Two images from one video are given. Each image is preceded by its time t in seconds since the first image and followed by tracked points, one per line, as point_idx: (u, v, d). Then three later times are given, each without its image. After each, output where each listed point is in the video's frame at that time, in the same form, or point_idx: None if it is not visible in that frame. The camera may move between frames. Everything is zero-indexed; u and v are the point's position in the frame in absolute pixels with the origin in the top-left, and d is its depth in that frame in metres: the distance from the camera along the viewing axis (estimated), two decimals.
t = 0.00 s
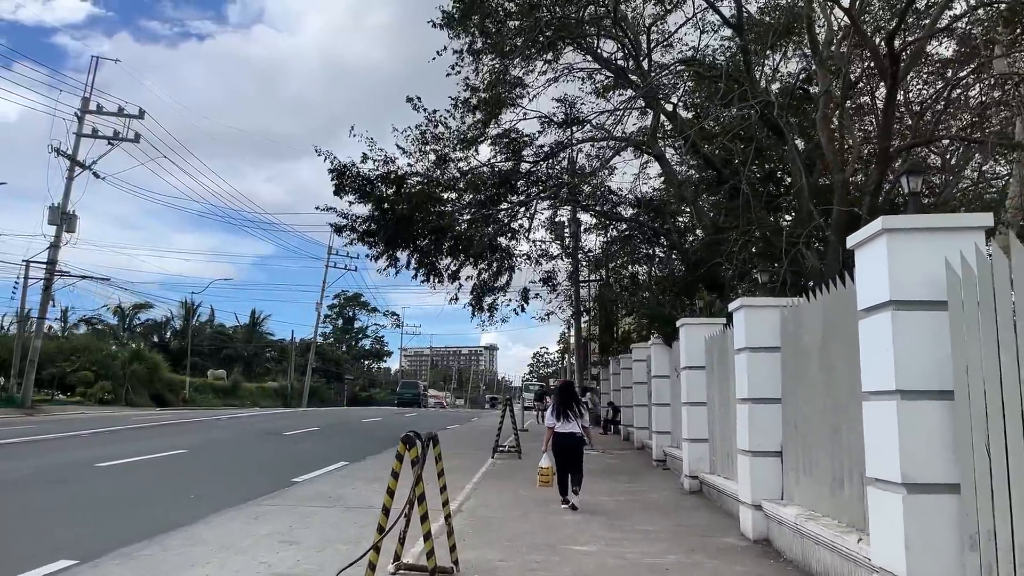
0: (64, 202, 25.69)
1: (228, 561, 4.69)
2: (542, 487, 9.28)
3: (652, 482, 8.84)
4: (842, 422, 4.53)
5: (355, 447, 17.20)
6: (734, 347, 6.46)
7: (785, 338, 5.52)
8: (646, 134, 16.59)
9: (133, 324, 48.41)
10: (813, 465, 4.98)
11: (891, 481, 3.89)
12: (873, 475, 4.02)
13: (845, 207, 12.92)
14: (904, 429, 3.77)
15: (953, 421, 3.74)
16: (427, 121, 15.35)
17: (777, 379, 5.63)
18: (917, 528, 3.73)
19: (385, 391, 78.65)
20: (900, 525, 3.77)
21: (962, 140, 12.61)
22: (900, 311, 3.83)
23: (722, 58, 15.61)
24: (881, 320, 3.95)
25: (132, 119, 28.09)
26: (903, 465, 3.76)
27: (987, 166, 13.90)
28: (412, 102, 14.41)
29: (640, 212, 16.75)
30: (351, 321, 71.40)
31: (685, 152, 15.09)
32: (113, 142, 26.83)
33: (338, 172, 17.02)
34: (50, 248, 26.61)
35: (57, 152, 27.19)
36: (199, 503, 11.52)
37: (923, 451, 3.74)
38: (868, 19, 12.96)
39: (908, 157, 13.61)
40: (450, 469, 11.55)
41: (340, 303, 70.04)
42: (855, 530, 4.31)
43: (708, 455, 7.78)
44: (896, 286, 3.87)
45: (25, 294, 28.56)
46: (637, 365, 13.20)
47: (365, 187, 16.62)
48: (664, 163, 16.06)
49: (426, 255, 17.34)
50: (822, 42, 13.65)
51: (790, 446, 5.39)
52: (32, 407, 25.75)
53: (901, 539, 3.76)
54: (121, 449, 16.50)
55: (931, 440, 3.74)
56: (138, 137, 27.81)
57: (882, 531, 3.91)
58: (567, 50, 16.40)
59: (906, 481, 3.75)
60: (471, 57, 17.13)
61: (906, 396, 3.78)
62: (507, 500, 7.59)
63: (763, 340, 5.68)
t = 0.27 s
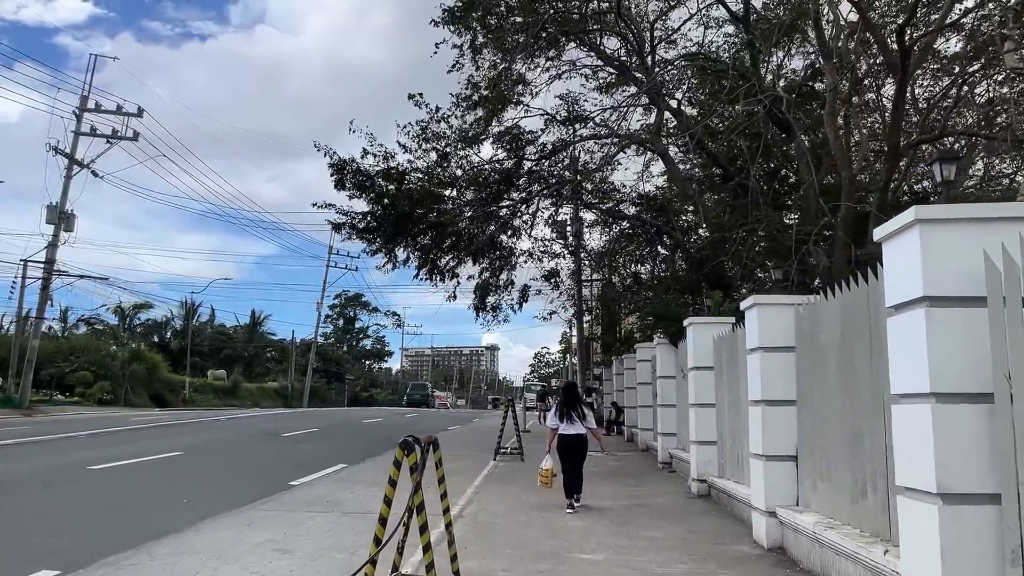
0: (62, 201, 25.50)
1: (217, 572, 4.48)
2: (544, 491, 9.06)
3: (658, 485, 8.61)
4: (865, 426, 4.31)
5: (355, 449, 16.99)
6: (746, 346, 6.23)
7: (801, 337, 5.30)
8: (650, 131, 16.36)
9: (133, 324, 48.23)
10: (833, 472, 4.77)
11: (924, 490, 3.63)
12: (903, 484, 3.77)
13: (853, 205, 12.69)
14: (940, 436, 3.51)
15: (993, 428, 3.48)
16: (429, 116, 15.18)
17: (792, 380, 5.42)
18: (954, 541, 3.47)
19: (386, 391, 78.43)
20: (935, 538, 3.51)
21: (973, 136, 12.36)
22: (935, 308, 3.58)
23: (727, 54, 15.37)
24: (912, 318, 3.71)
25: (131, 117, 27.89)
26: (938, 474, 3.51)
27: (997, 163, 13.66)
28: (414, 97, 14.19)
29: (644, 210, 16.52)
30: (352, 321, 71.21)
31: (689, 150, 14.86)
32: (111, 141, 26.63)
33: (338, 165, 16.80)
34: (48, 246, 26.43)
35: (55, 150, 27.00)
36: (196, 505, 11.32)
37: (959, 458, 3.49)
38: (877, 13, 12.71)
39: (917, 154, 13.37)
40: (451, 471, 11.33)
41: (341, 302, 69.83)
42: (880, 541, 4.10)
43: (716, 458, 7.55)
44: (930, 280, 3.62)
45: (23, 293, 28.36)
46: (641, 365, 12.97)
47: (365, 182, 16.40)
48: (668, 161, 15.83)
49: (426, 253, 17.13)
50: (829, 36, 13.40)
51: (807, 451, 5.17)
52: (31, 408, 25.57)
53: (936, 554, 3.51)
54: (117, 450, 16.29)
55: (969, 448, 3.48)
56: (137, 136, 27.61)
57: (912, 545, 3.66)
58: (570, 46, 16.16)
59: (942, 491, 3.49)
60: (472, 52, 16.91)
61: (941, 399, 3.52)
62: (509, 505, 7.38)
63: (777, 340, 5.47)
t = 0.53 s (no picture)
0: (60, 199, 25.31)
1: None
2: (544, 493, 8.85)
3: (660, 487, 8.40)
4: (886, 428, 4.10)
5: (353, 449, 16.78)
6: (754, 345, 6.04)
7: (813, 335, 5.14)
8: (652, 128, 16.17)
9: (133, 324, 48.06)
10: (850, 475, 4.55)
11: (952, 496, 3.33)
12: (929, 490, 3.47)
13: (859, 201, 12.46)
14: (970, 439, 3.19)
15: None
16: (427, 112, 15.01)
17: (804, 378, 5.25)
18: (985, 552, 3.17)
19: (387, 391, 78.21)
20: (964, 550, 3.21)
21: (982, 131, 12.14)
22: (965, 302, 3.27)
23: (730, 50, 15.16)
24: (941, 312, 3.40)
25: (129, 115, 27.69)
26: (968, 480, 3.20)
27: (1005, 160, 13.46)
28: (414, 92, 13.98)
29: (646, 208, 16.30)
30: (353, 321, 71.05)
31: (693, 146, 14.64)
32: (109, 139, 26.45)
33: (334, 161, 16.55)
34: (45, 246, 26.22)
35: (52, 149, 26.79)
36: (188, 506, 11.08)
37: (991, 463, 3.17)
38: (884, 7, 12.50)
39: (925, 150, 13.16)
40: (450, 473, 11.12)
41: (342, 302, 69.67)
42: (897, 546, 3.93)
43: (721, 460, 7.34)
44: (961, 271, 3.30)
45: (21, 292, 28.16)
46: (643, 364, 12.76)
47: (361, 177, 16.16)
48: (671, 158, 15.63)
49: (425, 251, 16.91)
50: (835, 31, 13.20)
51: (822, 454, 4.96)
52: (27, 408, 25.36)
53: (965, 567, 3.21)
54: (112, 451, 16.07)
55: (1002, 450, 3.16)
56: (135, 134, 27.42)
57: (940, 556, 3.36)
58: (571, 42, 15.96)
59: (972, 497, 3.18)
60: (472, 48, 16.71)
61: (972, 398, 3.21)
62: (508, 507, 7.16)
63: (786, 337, 5.31)
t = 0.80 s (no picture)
0: (57, 198, 25.11)
1: None
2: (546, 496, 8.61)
3: (665, 490, 8.16)
4: (911, 427, 3.89)
5: (352, 451, 16.56)
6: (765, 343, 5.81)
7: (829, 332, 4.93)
8: (655, 124, 15.92)
9: (133, 324, 47.85)
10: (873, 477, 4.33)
11: (990, 506, 3.09)
12: (964, 498, 3.23)
13: (866, 198, 12.23)
14: (1012, 444, 2.96)
15: None
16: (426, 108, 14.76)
17: (819, 378, 5.05)
18: None
19: (387, 391, 77.98)
20: (1005, 564, 2.97)
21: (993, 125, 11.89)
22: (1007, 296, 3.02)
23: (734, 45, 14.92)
24: (980, 306, 3.15)
25: (127, 114, 27.47)
26: (1009, 488, 2.96)
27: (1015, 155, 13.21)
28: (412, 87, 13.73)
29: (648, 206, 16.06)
30: (354, 321, 70.82)
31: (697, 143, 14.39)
32: (106, 136, 26.21)
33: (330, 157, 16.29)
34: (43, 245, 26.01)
35: (49, 147, 26.57)
36: (181, 508, 10.85)
37: None
38: None
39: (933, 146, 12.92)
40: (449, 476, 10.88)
41: (342, 302, 69.42)
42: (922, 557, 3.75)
43: (729, 462, 7.10)
44: (1003, 261, 3.06)
45: (17, 292, 27.94)
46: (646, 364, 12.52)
47: (360, 173, 15.88)
48: (673, 155, 15.39)
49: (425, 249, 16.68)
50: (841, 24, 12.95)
51: (840, 455, 4.74)
52: (24, 409, 25.15)
53: None
54: (107, 452, 15.86)
55: None
56: (133, 133, 27.19)
57: (977, 569, 3.12)
58: (572, 37, 15.71)
59: (1013, 508, 2.95)
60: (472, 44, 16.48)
61: (1014, 400, 2.97)
62: (507, 512, 6.95)
63: (799, 335, 5.10)
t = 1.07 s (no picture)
0: (55, 196, 24.90)
1: None
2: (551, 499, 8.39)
3: (673, 492, 7.94)
4: (948, 429, 3.75)
5: (352, 451, 16.35)
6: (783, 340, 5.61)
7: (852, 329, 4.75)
8: (659, 120, 15.68)
9: (133, 324, 47.65)
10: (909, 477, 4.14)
11: None
12: (1013, 505, 3.00)
13: (875, 194, 11.99)
14: None
15: None
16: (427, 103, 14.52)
17: (840, 377, 4.85)
18: None
19: (388, 391, 77.74)
20: None
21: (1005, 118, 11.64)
22: None
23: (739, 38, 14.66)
24: None
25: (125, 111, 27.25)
26: None
27: None
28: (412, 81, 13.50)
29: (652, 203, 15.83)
30: (355, 321, 70.57)
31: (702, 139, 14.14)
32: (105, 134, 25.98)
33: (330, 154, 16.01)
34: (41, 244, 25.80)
35: (48, 145, 26.35)
36: (177, 509, 10.64)
37: None
38: None
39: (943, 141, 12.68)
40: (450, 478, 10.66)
41: (343, 301, 69.18)
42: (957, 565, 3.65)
43: (740, 463, 6.89)
44: None
45: (16, 291, 27.71)
46: (652, 364, 12.29)
47: (360, 169, 15.59)
48: (678, 151, 15.15)
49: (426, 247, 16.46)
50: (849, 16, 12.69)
51: (867, 457, 4.56)
52: (22, 409, 24.93)
53: None
54: (104, 453, 15.65)
55: None
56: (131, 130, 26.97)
57: None
58: (575, 31, 15.45)
59: None
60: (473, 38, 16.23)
61: None
62: (511, 516, 6.74)
63: (819, 332, 4.89)
